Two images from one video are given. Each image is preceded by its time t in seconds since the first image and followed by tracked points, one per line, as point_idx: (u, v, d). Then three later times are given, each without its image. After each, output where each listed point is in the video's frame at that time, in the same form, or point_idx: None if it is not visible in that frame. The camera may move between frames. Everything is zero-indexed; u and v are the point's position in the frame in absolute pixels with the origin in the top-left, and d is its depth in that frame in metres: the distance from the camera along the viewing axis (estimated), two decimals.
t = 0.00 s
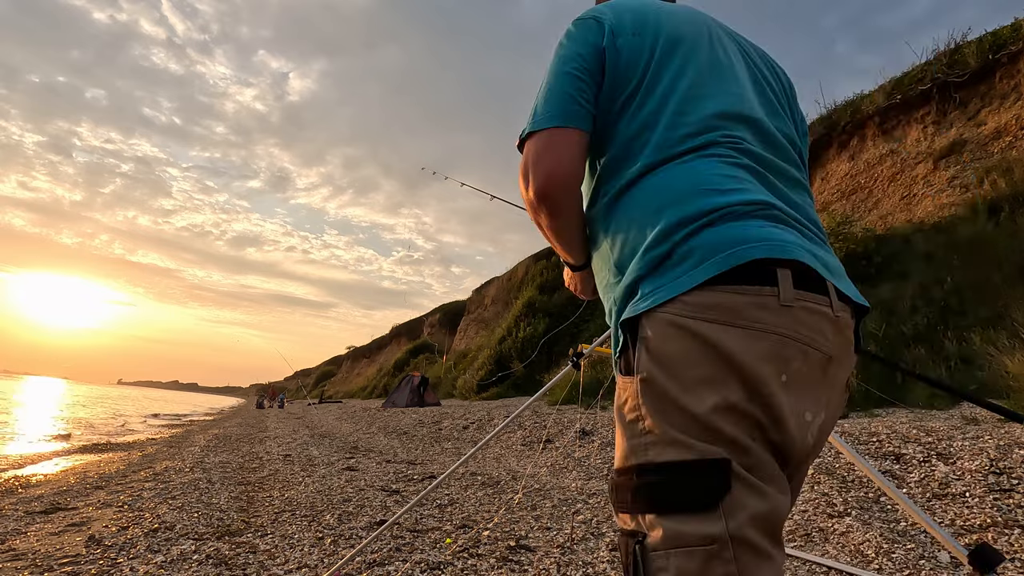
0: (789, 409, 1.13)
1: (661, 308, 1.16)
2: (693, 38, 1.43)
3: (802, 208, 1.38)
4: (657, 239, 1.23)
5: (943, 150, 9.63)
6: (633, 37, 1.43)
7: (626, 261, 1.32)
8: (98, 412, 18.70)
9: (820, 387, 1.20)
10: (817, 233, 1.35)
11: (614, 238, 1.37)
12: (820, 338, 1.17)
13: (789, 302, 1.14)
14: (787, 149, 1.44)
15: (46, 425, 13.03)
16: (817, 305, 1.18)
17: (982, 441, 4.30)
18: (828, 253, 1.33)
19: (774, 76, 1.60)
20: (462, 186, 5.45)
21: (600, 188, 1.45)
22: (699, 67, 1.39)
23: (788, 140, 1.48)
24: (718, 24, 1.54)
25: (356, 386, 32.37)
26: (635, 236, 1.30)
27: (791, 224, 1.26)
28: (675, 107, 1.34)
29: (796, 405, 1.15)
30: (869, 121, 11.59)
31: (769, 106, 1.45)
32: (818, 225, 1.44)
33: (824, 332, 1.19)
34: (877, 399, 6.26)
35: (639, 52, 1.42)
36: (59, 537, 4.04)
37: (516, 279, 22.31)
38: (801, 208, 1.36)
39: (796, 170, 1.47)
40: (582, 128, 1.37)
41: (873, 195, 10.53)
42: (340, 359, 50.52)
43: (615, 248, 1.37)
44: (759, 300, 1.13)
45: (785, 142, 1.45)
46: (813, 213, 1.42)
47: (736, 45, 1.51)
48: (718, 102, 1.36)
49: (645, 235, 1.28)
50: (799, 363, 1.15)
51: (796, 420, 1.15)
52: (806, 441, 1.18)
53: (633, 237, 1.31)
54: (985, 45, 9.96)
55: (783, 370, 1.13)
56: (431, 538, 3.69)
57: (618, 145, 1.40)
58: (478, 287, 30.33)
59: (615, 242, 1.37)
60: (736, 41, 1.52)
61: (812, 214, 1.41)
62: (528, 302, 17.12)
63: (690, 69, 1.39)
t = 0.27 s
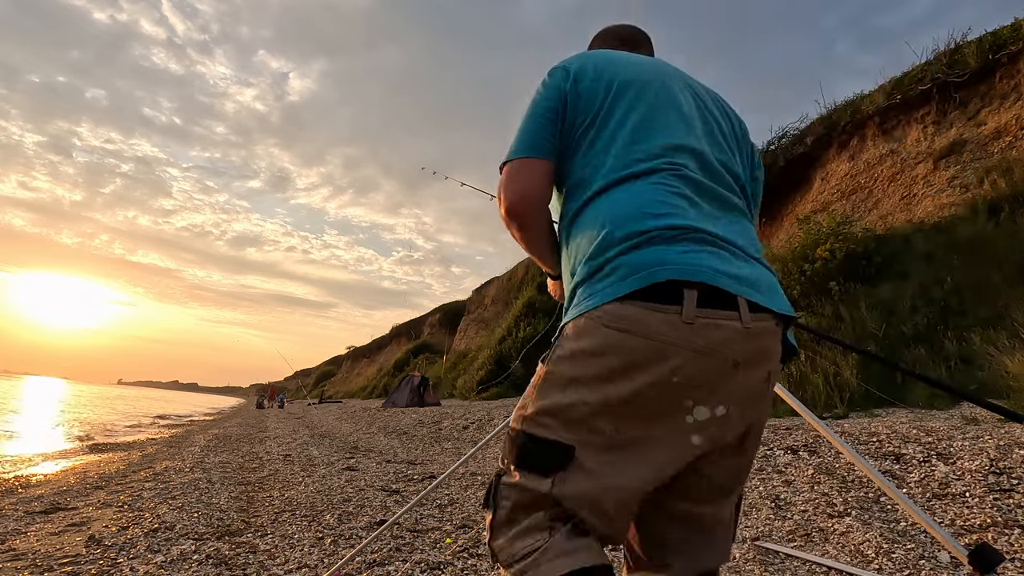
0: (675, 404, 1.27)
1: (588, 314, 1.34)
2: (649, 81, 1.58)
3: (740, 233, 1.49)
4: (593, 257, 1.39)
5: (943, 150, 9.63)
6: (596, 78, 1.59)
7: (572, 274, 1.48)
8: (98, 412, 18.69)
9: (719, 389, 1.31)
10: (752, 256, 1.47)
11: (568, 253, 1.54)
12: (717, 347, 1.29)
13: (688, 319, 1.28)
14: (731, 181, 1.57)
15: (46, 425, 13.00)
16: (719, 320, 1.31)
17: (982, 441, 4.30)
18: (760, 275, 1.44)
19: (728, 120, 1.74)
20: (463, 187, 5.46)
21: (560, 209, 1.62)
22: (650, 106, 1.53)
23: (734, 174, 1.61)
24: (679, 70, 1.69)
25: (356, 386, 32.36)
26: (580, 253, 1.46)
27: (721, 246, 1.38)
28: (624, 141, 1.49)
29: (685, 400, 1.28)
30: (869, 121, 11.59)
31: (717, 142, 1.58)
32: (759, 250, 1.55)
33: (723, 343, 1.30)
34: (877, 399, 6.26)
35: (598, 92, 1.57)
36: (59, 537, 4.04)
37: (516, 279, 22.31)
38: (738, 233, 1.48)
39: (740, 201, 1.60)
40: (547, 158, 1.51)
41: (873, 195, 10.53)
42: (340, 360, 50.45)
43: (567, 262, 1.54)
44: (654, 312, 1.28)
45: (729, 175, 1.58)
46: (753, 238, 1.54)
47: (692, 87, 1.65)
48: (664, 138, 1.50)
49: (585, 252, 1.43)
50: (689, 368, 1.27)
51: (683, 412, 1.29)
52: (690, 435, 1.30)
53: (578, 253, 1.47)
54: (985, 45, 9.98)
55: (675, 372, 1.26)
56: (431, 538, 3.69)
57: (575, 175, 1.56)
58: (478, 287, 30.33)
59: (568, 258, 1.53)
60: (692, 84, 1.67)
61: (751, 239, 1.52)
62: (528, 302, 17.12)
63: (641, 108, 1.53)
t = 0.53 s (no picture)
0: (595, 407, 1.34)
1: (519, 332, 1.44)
2: (582, 111, 1.64)
3: (672, 251, 1.54)
4: (523, 282, 1.49)
5: (943, 150, 9.63)
6: (532, 110, 1.65)
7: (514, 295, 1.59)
8: (98, 412, 18.69)
9: (637, 390, 1.36)
10: (682, 274, 1.51)
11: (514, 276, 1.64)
12: (630, 355, 1.35)
13: (595, 331, 1.35)
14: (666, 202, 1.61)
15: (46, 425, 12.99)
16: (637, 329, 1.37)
17: (982, 441, 4.30)
18: (688, 292, 1.49)
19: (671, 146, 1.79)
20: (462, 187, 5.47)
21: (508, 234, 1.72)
22: (581, 137, 1.59)
23: (673, 196, 1.65)
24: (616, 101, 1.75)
25: (356, 386, 32.37)
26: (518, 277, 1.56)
27: (642, 265, 1.44)
28: (551, 170, 1.56)
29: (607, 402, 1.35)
30: (869, 121, 11.59)
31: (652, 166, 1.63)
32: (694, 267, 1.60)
33: (635, 349, 1.36)
34: (877, 399, 6.26)
35: (536, 125, 1.64)
36: (59, 537, 4.04)
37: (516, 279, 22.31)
38: (668, 251, 1.53)
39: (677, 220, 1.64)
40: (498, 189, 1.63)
41: (873, 195, 10.53)
42: (339, 359, 50.40)
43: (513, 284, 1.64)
44: (566, 332, 1.35)
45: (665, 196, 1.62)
46: (687, 255, 1.59)
47: (629, 115, 1.71)
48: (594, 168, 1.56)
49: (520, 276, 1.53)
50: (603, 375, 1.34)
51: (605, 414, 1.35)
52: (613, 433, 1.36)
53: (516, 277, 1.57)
54: (985, 45, 9.99)
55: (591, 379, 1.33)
56: (431, 538, 3.69)
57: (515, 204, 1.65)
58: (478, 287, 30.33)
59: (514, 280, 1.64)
60: (630, 113, 1.72)
61: (684, 257, 1.56)
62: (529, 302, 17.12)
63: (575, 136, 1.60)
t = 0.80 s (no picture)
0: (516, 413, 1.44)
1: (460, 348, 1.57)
2: (503, 139, 1.75)
3: (595, 258, 1.59)
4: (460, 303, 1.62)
5: (943, 150, 9.63)
6: (463, 146, 1.78)
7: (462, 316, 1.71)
8: (98, 412, 18.66)
9: (555, 391, 1.44)
10: (603, 280, 1.56)
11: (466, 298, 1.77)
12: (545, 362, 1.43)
13: (510, 339, 1.45)
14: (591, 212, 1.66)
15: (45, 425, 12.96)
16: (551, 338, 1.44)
17: (982, 441, 4.30)
18: (608, 297, 1.54)
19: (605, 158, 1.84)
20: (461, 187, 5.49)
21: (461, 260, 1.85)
22: (499, 165, 1.70)
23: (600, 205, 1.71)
24: (544, 125, 1.84)
25: (356, 386, 32.35)
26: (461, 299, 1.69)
27: (556, 278, 1.51)
28: (478, 198, 1.68)
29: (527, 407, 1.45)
30: (869, 121, 11.59)
31: (576, 181, 1.69)
32: (623, 272, 1.64)
33: (548, 357, 1.43)
34: (877, 399, 6.26)
35: (461, 158, 1.77)
36: (59, 537, 4.04)
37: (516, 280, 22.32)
38: (589, 260, 1.58)
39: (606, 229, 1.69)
40: (437, 229, 1.86)
41: (873, 195, 10.52)
42: (339, 359, 50.38)
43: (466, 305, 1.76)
44: (483, 344, 1.47)
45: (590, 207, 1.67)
46: (614, 260, 1.63)
47: (555, 136, 1.78)
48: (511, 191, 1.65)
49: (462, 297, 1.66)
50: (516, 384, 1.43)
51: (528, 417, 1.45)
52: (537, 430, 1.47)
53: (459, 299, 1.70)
54: (985, 45, 9.99)
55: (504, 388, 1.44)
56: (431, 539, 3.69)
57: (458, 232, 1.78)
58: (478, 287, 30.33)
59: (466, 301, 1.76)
60: (557, 133, 1.79)
61: (609, 264, 1.61)
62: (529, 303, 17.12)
63: (494, 165, 1.71)
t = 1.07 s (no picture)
0: (492, 400, 1.47)
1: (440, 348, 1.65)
2: (478, 150, 1.82)
3: (561, 256, 1.62)
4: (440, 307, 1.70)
5: (943, 150, 9.63)
6: (447, 160, 1.87)
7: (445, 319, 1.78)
8: (98, 412, 18.66)
9: (526, 379, 1.48)
10: (568, 276, 1.58)
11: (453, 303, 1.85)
12: (512, 351, 1.47)
13: (481, 331, 1.50)
14: (560, 213, 1.69)
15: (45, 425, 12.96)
16: (516, 332, 1.48)
17: (982, 441, 4.30)
18: (574, 292, 1.56)
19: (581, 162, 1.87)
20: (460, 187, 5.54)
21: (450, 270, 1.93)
22: (472, 174, 1.77)
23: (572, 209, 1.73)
24: (519, 134, 1.90)
25: (356, 386, 32.39)
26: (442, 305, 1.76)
27: (523, 276, 1.55)
28: (457, 206, 1.76)
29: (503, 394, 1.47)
30: (869, 121, 11.59)
31: (545, 183, 1.73)
32: (592, 269, 1.66)
33: (515, 348, 1.47)
34: (877, 399, 6.26)
35: (439, 172, 1.87)
36: (59, 537, 4.04)
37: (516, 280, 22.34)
38: (555, 257, 1.61)
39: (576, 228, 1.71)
40: (424, 236, 1.97)
41: (873, 195, 10.52)
42: (339, 359, 50.39)
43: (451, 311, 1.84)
44: (456, 339, 1.54)
45: (559, 208, 1.70)
46: (583, 258, 1.66)
47: (528, 143, 1.83)
48: (482, 198, 1.72)
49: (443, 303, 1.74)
50: (489, 370, 1.47)
51: (506, 405, 1.47)
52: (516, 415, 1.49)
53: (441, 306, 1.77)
54: (985, 45, 10.00)
55: (477, 378, 1.48)
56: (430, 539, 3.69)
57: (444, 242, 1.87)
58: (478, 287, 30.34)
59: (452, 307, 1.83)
60: (530, 141, 1.85)
61: (577, 260, 1.63)
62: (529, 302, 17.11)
63: (468, 174, 1.78)
